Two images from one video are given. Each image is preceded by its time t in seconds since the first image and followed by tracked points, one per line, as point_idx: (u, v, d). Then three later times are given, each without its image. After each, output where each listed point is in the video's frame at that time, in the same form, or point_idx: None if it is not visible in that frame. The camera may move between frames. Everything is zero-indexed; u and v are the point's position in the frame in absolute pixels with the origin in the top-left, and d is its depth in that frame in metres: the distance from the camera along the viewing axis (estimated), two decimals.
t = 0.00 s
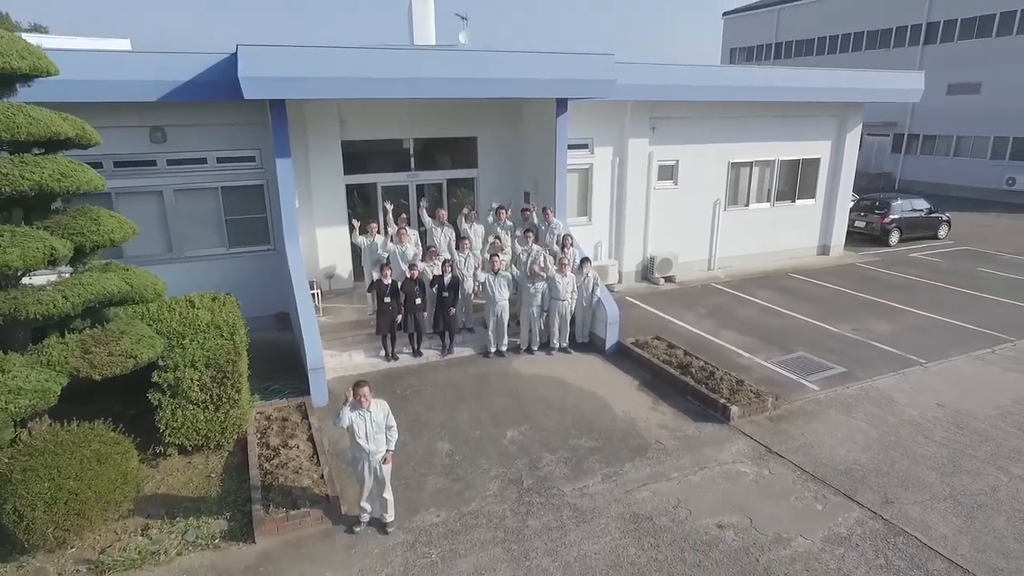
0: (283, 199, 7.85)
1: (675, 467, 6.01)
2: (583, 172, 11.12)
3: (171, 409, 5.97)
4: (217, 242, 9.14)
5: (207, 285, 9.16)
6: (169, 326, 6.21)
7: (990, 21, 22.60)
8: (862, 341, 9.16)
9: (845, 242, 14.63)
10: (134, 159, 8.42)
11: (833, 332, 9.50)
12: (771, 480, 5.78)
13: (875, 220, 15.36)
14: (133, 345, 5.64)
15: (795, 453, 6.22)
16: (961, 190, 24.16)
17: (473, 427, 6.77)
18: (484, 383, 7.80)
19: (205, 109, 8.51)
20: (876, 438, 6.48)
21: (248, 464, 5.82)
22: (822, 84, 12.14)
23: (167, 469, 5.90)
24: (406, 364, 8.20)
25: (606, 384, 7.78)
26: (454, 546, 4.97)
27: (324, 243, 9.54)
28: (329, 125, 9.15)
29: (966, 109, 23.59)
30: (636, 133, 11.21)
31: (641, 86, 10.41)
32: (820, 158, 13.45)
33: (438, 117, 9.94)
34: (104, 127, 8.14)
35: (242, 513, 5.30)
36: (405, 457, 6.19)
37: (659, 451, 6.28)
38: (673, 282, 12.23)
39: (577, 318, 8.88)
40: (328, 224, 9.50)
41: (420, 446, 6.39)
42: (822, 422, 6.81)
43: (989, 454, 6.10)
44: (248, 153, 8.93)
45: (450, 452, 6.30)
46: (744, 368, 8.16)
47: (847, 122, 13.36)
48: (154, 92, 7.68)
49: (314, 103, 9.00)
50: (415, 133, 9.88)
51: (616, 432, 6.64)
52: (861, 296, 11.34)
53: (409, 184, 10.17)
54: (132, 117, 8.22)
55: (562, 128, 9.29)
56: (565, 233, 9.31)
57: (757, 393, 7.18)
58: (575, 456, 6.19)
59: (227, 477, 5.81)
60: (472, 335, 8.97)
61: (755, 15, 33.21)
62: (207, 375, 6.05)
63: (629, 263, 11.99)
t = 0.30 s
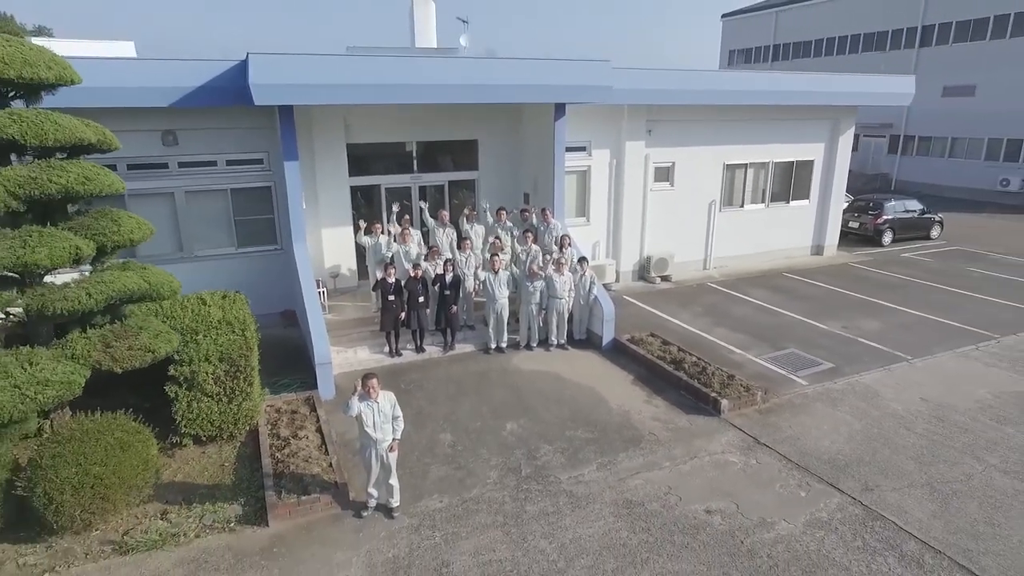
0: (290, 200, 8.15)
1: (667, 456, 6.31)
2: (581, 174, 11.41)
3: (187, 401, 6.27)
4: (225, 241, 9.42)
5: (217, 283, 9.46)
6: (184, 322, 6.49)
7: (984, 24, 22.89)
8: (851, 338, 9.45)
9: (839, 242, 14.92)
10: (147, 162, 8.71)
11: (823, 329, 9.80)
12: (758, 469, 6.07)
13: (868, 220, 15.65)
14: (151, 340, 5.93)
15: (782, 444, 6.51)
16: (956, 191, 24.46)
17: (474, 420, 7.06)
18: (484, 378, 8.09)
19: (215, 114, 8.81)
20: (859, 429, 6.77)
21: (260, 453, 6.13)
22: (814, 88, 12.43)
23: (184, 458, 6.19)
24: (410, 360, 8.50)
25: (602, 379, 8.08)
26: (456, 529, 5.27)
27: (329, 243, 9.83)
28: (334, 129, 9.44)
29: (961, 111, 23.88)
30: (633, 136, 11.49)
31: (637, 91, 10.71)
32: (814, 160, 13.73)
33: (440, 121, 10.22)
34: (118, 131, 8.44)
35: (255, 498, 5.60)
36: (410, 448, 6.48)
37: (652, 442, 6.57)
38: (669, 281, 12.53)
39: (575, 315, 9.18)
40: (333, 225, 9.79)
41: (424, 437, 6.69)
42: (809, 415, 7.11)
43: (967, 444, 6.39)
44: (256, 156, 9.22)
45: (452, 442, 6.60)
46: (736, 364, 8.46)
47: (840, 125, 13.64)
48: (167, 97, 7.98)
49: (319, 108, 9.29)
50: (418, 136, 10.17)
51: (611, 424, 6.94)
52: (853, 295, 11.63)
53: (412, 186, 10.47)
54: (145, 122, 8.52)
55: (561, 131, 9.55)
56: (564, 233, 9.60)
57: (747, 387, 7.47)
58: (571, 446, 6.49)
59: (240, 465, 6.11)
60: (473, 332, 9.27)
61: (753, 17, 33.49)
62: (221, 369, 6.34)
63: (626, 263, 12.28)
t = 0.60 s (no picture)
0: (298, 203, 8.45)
1: (659, 448, 6.60)
2: (579, 176, 11.70)
3: (201, 395, 6.57)
4: (234, 242, 9.71)
5: (225, 283, 9.75)
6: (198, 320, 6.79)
7: (979, 27, 23.19)
8: (841, 336, 9.74)
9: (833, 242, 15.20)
10: (159, 166, 9.02)
11: (814, 328, 10.09)
12: (746, 460, 6.37)
13: (862, 221, 15.93)
14: (168, 336, 6.24)
15: (769, 436, 6.81)
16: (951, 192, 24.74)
17: (475, 414, 7.35)
18: (485, 374, 8.38)
19: (224, 119, 9.10)
20: (844, 423, 7.06)
21: (271, 444, 6.43)
22: (807, 92, 12.72)
23: (198, 450, 6.49)
24: (413, 357, 8.80)
25: (599, 376, 8.37)
26: (458, 515, 5.56)
27: (335, 244, 10.12)
28: (339, 133, 9.73)
29: (956, 113, 24.17)
30: (630, 140, 11.77)
31: (633, 96, 11.00)
32: (808, 162, 14.01)
33: (442, 125, 10.51)
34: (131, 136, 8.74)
35: (267, 487, 5.90)
36: (413, 440, 6.78)
37: (646, 435, 6.86)
38: (665, 281, 12.82)
39: (573, 314, 9.48)
40: (338, 226, 10.08)
41: (427, 430, 6.98)
42: (797, 410, 7.40)
43: (946, 437, 6.68)
44: (264, 160, 9.52)
45: (454, 435, 6.89)
46: (728, 361, 8.75)
47: (833, 128, 13.92)
48: (180, 103, 8.28)
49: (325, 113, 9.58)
50: (420, 140, 10.46)
51: (607, 418, 7.23)
52: (844, 294, 11.92)
53: (414, 188, 10.76)
54: (157, 127, 8.81)
55: (559, 136, 9.84)
56: (562, 234, 9.89)
57: (738, 383, 7.77)
58: (568, 439, 6.78)
59: (252, 456, 6.40)
60: (474, 330, 9.56)
61: (751, 19, 33.76)
62: (233, 365, 6.63)
63: (623, 263, 12.58)
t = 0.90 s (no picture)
0: (305, 206, 8.77)
1: (652, 442, 6.90)
2: (577, 179, 11.99)
3: (214, 391, 6.87)
4: (242, 243, 10.00)
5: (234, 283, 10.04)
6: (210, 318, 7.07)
7: (973, 30, 23.50)
8: (831, 335, 10.04)
9: (827, 244, 15.50)
10: (170, 170, 9.31)
11: (805, 327, 10.38)
12: (735, 453, 6.66)
13: (856, 223, 16.23)
14: (183, 334, 6.54)
15: (758, 431, 7.11)
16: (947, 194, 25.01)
17: (477, 409, 7.65)
18: (486, 371, 8.68)
19: (233, 125, 9.40)
20: (830, 418, 7.36)
21: (282, 438, 6.74)
22: (800, 97, 13.02)
23: (211, 443, 6.79)
24: (416, 355, 9.10)
25: (596, 373, 8.66)
26: (460, 504, 5.86)
27: (340, 245, 10.42)
28: (345, 138, 10.03)
29: (951, 115, 24.46)
30: (627, 144, 12.07)
31: (631, 101, 11.30)
32: (802, 166, 14.30)
33: (444, 130, 10.81)
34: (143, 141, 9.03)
35: (279, 478, 6.20)
36: (417, 434, 7.08)
37: (640, 429, 7.17)
38: (662, 282, 13.13)
39: (571, 313, 9.78)
40: (343, 228, 10.38)
41: (430, 425, 7.28)
42: (785, 406, 7.70)
43: (928, 432, 6.97)
44: (272, 164, 9.82)
45: (456, 429, 7.19)
46: (721, 359, 9.05)
47: (827, 132, 14.21)
48: (192, 109, 8.59)
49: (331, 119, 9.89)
50: (423, 144, 10.76)
51: (603, 414, 7.53)
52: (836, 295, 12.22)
53: (417, 191, 11.05)
54: (168, 132, 9.10)
55: (558, 141, 10.16)
56: (561, 236, 10.20)
57: (729, 380, 8.07)
58: (565, 433, 7.08)
59: (263, 449, 6.70)
60: (475, 329, 9.87)
61: (750, 22, 34.06)
62: (245, 362, 6.92)
63: (621, 264, 12.87)
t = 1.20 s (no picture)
0: (313, 210, 9.09)
1: (647, 438, 7.20)
2: (576, 183, 12.29)
3: (227, 388, 7.17)
4: (250, 246, 10.30)
5: (242, 285, 10.34)
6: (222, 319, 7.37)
7: (968, 34, 23.83)
8: (822, 335, 10.34)
9: (821, 245, 15.80)
10: (181, 175, 9.61)
11: (797, 327, 10.68)
12: (726, 447, 6.97)
13: (850, 225, 16.52)
14: (198, 334, 6.84)
15: (748, 427, 7.41)
16: (942, 196, 25.29)
17: (478, 406, 7.96)
18: (487, 370, 8.99)
19: (242, 132, 9.71)
20: (818, 415, 7.66)
21: (292, 433, 7.05)
22: (794, 102, 13.34)
23: (224, 438, 7.10)
24: (419, 354, 9.40)
25: (593, 372, 8.97)
26: (463, 496, 6.17)
27: (345, 248, 10.73)
28: (350, 144, 10.33)
29: (946, 117, 24.76)
30: (624, 148, 12.38)
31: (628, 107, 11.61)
32: (796, 169, 14.60)
33: (446, 136, 11.11)
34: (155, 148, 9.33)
35: (289, 471, 6.51)
36: (421, 430, 7.38)
37: (634, 425, 7.47)
38: (659, 283, 13.44)
39: (569, 314, 10.08)
40: (348, 231, 10.68)
41: (434, 421, 7.58)
42: (775, 403, 8.01)
43: (910, 428, 7.28)
44: (279, 169, 10.12)
45: (458, 425, 7.49)
46: (714, 358, 9.35)
47: (820, 136, 14.51)
48: (203, 117, 8.90)
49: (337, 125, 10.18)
50: (426, 150, 11.06)
51: (599, 410, 7.84)
52: (829, 296, 12.51)
53: (420, 195, 11.34)
54: (179, 139, 9.40)
55: (557, 147, 10.48)
56: (560, 239, 10.50)
57: (721, 379, 8.37)
58: (563, 429, 7.38)
59: (274, 444, 7.01)
60: (476, 330, 10.18)
61: (748, 24, 34.39)
62: (256, 360, 7.23)
63: (619, 265, 13.17)
